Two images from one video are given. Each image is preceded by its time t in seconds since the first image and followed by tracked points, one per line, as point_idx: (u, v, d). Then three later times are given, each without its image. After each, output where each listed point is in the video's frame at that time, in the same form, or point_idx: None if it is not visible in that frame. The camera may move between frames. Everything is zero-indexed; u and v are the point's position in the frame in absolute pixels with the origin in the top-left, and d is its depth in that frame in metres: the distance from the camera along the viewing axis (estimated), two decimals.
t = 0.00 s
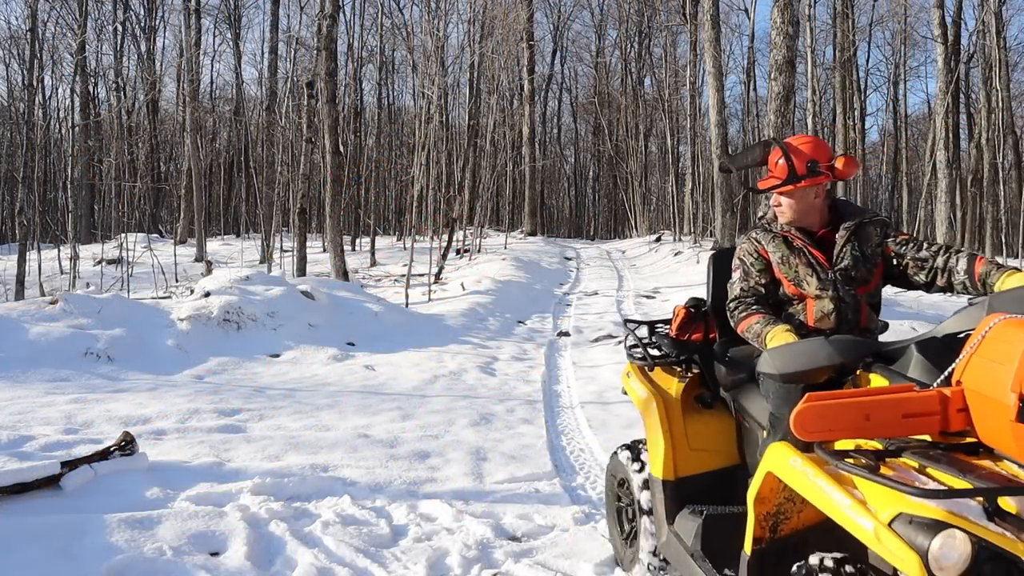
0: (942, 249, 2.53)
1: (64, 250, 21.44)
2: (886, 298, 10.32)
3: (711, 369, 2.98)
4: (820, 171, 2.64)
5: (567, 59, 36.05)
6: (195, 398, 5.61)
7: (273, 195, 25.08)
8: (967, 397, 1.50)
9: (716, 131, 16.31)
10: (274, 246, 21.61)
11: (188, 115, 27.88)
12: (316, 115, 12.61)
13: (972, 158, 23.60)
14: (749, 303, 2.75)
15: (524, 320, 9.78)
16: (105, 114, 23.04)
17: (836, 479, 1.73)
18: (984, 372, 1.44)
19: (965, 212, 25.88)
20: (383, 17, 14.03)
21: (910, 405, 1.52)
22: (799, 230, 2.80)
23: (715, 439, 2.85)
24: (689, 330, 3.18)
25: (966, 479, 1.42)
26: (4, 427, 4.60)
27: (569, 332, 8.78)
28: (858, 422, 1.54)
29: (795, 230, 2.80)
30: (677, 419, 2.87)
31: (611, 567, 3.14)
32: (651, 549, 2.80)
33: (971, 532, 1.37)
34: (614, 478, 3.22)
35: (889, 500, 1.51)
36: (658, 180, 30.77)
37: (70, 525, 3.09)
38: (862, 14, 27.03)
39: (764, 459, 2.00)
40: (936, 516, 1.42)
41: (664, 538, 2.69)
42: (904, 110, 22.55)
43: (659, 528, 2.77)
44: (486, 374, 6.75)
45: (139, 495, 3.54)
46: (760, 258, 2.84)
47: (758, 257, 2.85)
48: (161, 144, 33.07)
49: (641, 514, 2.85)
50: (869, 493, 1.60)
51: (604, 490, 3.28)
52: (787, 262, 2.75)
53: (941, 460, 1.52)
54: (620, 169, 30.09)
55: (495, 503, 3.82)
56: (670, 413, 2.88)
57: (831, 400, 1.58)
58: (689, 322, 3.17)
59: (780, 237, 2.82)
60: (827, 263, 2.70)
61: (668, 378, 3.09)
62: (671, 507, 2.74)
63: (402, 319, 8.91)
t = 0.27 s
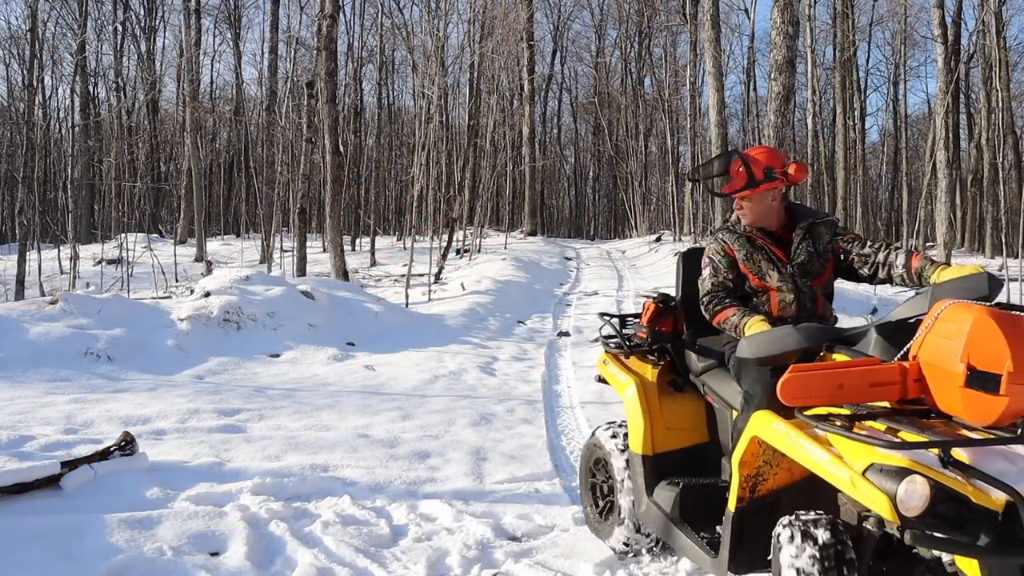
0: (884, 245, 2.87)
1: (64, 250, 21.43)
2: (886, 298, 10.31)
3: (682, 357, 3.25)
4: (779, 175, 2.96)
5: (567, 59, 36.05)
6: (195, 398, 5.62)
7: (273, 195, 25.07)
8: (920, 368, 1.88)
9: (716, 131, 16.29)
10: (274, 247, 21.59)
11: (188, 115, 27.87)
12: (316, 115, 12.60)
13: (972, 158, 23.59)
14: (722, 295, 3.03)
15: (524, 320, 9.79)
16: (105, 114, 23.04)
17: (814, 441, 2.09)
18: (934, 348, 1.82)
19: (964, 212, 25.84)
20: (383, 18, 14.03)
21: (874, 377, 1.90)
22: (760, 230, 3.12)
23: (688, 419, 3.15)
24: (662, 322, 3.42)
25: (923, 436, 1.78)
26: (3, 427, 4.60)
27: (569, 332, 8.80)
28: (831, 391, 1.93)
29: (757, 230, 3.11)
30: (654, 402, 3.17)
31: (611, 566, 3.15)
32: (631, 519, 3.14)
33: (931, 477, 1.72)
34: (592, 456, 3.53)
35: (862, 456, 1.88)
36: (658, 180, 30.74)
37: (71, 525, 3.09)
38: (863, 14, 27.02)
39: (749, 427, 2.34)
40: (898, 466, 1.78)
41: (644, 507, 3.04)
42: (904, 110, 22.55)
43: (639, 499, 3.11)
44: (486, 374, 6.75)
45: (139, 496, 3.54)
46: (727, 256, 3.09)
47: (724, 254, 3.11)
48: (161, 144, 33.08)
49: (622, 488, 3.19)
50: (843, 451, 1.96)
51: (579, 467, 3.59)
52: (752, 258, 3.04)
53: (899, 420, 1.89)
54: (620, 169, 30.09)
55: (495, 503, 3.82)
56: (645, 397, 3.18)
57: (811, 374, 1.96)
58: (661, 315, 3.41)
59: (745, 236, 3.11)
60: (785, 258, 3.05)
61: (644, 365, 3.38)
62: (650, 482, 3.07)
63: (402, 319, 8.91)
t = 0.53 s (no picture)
0: (837, 247, 3.27)
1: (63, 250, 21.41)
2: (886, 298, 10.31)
3: (652, 349, 3.74)
4: (746, 183, 3.33)
5: (568, 59, 36.07)
6: (196, 397, 5.62)
7: (273, 195, 25.06)
8: (885, 354, 2.35)
9: (716, 131, 16.27)
10: (273, 247, 21.57)
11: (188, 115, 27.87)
12: (316, 115, 12.60)
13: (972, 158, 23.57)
14: (696, 291, 3.37)
15: (524, 321, 9.80)
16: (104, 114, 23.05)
17: (798, 417, 2.51)
18: (900, 338, 2.28)
19: (964, 213, 25.83)
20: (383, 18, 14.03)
21: (849, 361, 2.35)
22: (730, 233, 3.45)
23: (659, 405, 3.63)
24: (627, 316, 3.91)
25: (890, 411, 2.22)
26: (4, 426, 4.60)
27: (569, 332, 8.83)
28: (812, 372, 2.35)
29: (729, 233, 3.44)
30: (630, 385, 3.64)
31: (610, 567, 3.16)
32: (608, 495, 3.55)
33: (900, 445, 2.17)
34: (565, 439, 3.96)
35: (841, 428, 2.29)
36: (658, 181, 30.73)
37: (71, 525, 3.10)
38: (863, 14, 27.02)
39: (737, 404, 2.77)
40: (874, 435, 2.21)
41: (621, 481, 3.50)
42: (904, 111, 22.53)
43: (617, 475, 3.55)
44: (486, 374, 6.75)
45: (139, 496, 3.54)
46: (700, 257, 3.44)
47: (700, 256, 3.45)
48: (161, 144, 33.07)
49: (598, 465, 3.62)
50: (823, 425, 2.38)
51: (550, 449, 3.99)
52: (724, 259, 3.38)
53: (867, 397, 2.33)
54: (620, 169, 30.08)
55: (495, 503, 3.82)
56: (622, 383, 3.63)
57: (801, 358, 2.36)
58: (627, 309, 3.92)
59: (717, 239, 3.44)
60: (754, 257, 3.37)
61: (617, 354, 3.84)
62: (628, 458, 3.53)
63: (403, 319, 8.91)
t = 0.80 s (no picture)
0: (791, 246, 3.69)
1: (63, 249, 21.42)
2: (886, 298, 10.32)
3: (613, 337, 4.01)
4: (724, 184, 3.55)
5: (568, 59, 36.09)
6: (196, 397, 5.63)
7: (273, 195, 25.06)
8: (844, 339, 2.69)
9: (715, 131, 16.29)
10: (273, 246, 21.57)
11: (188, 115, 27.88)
12: (316, 115, 12.60)
13: (972, 158, 23.59)
14: (669, 281, 3.59)
15: (524, 320, 9.81)
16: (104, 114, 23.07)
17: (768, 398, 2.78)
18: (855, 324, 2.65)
19: (964, 213, 25.81)
20: (383, 18, 14.04)
21: (815, 346, 2.68)
22: (698, 225, 3.68)
23: (627, 389, 3.89)
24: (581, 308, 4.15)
25: (856, 388, 2.55)
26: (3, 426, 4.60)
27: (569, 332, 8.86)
28: (784, 358, 2.68)
29: (698, 226, 3.67)
30: (598, 374, 3.90)
31: (610, 567, 3.16)
32: (583, 476, 3.83)
33: (866, 417, 2.51)
34: (534, 429, 4.22)
35: (814, 404, 2.60)
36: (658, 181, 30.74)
37: (72, 524, 3.10)
38: (862, 14, 27.04)
39: (714, 389, 2.98)
40: (844, 410, 2.53)
41: (599, 462, 3.76)
42: (904, 110, 22.54)
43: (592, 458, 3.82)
44: (486, 374, 6.76)
45: (139, 495, 3.54)
46: (671, 248, 3.64)
47: (671, 247, 3.65)
48: (161, 144, 33.09)
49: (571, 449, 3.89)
50: (796, 403, 2.67)
51: (520, 438, 4.23)
52: (693, 251, 3.63)
53: (832, 376, 2.66)
54: (620, 168, 30.09)
55: (495, 502, 3.82)
56: (589, 372, 3.90)
57: (776, 346, 2.69)
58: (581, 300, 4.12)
59: (685, 232, 3.67)
60: (719, 250, 3.66)
61: (579, 346, 4.10)
62: (601, 442, 3.80)
63: (403, 319, 8.92)
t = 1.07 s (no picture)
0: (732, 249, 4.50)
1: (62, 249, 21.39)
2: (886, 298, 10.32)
3: (574, 328, 4.48)
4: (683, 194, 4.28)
5: (568, 59, 36.09)
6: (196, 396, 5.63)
7: (273, 195, 25.02)
8: (802, 333, 3.21)
9: (716, 131, 16.28)
10: (273, 246, 21.54)
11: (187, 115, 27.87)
12: (316, 115, 12.60)
13: (972, 158, 23.57)
14: (633, 277, 4.31)
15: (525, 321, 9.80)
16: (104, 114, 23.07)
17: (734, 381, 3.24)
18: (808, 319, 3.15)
19: (965, 213, 25.77)
20: (383, 18, 14.04)
21: (776, 339, 3.19)
22: (656, 229, 4.46)
23: (589, 375, 4.35)
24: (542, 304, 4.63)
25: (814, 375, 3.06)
26: (3, 426, 4.60)
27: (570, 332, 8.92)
28: (752, 347, 3.18)
29: (652, 231, 4.44)
30: (560, 364, 4.35)
31: (610, 567, 3.17)
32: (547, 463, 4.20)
33: (822, 400, 3.00)
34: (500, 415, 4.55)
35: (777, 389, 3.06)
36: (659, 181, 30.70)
37: (72, 524, 3.10)
38: (862, 14, 27.03)
39: (688, 376, 3.47)
40: (805, 393, 3.01)
41: (567, 446, 4.23)
42: (905, 110, 22.52)
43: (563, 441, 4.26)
44: (486, 374, 6.77)
45: (140, 496, 3.54)
46: (633, 248, 4.36)
47: (633, 248, 4.39)
48: (161, 144, 33.08)
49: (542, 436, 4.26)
50: (763, 388, 3.13)
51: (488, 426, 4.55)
52: (650, 251, 4.40)
53: (791, 365, 3.17)
54: (620, 168, 30.07)
55: (495, 503, 3.82)
56: (555, 362, 4.33)
57: (746, 339, 3.18)
58: (539, 297, 4.62)
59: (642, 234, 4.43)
60: (671, 250, 4.46)
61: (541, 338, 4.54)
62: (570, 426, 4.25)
63: (403, 319, 8.91)
